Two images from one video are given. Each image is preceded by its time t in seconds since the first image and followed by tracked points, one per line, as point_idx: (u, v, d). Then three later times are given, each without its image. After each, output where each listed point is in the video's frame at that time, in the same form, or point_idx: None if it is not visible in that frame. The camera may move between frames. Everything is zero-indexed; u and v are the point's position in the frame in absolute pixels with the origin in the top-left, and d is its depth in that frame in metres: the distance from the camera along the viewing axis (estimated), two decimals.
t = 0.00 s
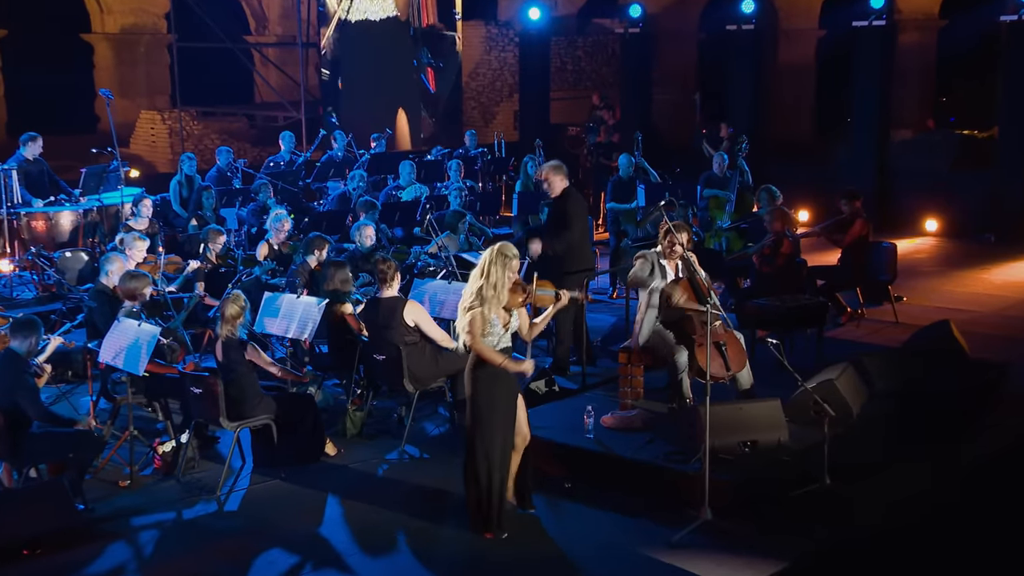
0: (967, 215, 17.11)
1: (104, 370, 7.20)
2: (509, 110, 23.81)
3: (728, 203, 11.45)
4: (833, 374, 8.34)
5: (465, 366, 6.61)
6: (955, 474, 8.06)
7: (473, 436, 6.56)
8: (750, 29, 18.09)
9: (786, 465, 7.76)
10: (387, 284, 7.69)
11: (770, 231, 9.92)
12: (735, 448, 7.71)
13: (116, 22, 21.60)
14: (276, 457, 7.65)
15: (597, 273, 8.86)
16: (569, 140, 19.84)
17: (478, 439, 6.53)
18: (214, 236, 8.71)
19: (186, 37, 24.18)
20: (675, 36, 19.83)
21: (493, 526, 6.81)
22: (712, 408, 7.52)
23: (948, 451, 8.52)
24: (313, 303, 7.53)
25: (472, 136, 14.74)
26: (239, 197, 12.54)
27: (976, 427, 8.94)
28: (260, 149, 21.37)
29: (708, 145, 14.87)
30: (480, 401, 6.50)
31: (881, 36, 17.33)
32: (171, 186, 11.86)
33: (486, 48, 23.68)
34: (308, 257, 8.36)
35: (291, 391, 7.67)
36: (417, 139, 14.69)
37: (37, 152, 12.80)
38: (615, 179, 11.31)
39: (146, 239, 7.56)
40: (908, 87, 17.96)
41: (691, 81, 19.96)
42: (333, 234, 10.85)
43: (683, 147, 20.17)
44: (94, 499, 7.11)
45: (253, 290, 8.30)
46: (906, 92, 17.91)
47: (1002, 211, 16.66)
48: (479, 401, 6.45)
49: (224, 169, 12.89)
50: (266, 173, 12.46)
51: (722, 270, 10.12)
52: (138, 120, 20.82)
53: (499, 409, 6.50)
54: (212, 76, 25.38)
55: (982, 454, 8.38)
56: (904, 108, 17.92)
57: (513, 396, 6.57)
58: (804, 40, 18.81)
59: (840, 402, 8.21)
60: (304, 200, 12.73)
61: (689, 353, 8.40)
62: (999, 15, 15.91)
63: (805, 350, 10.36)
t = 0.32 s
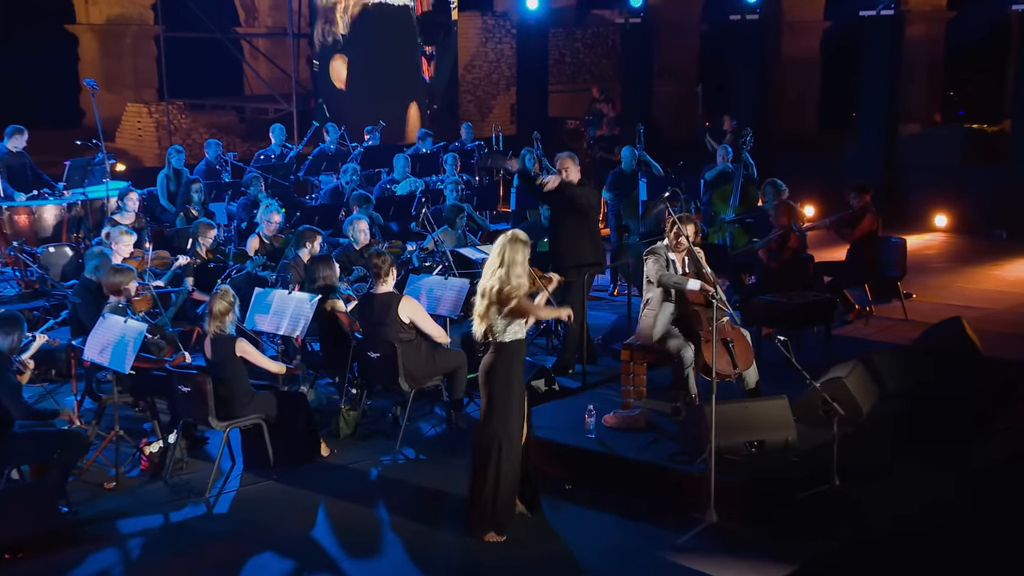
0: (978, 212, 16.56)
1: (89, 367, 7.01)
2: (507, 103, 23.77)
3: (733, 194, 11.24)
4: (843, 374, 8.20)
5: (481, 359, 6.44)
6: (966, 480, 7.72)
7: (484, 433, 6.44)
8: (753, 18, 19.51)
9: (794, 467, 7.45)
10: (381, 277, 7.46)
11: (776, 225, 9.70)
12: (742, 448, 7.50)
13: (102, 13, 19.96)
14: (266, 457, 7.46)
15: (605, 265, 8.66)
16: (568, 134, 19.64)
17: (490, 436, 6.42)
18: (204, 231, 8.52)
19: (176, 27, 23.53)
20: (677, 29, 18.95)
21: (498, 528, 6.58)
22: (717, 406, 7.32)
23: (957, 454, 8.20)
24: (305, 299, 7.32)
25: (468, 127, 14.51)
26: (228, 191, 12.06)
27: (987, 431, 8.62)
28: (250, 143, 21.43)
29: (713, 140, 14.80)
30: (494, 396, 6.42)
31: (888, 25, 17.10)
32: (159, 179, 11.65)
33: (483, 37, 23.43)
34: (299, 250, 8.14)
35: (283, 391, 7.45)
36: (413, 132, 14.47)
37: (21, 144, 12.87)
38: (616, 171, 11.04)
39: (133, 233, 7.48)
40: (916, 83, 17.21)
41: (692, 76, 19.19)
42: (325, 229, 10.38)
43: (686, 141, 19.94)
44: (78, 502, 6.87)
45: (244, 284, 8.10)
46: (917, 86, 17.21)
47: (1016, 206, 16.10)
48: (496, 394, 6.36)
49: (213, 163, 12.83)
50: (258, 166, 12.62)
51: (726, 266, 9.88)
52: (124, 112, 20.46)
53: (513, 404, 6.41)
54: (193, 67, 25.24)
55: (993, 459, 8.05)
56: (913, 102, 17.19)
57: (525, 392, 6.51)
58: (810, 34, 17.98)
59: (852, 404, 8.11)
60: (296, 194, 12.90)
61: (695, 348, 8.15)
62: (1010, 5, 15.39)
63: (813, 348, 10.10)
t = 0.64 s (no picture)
0: (989, 207, 16.04)
1: (74, 366, 6.80)
2: (503, 95, 23.90)
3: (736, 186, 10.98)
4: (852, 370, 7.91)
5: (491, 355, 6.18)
6: (982, 478, 7.56)
7: (495, 429, 6.22)
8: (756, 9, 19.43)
9: (803, 467, 7.23)
10: (377, 273, 7.24)
11: (781, 220, 9.50)
12: (748, 448, 7.24)
13: (86, 6, 20.24)
14: (255, 458, 7.23)
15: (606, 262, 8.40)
16: (567, 128, 19.36)
17: (503, 433, 6.21)
18: (193, 225, 8.28)
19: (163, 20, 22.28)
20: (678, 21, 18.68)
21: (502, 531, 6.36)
22: (724, 406, 7.09)
23: (979, 451, 8.04)
24: (297, 295, 7.11)
25: (466, 121, 14.08)
26: (217, 185, 11.92)
27: (1007, 428, 8.42)
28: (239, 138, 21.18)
29: (714, 134, 14.35)
30: (503, 391, 6.21)
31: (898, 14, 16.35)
32: (146, 173, 11.52)
33: (479, 30, 23.48)
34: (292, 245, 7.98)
35: (275, 390, 7.24)
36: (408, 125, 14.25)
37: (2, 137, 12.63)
38: (616, 165, 10.96)
39: (120, 229, 7.30)
40: (924, 76, 16.92)
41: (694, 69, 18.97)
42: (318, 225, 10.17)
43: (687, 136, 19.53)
44: (62, 505, 6.64)
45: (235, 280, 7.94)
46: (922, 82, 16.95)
47: None
48: (507, 389, 6.16)
49: (201, 156, 12.70)
50: (247, 160, 12.33)
51: (730, 262, 9.64)
52: (110, 105, 20.52)
53: (523, 398, 6.24)
54: (180, 60, 24.29)
55: (1013, 454, 7.88)
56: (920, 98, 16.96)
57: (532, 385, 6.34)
58: (813, 26, 17.96)
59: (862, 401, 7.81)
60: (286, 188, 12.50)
61: (700, 347, 7.89)
62: None
63: (821, 345, 9.85)
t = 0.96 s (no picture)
0: (993, 201, 15.80)
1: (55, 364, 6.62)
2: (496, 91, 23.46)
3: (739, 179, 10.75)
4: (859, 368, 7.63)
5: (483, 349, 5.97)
6: (990, 485, 7.26)
7: (488, 426, 6.02)
8: None
9: (807, 468, 7.01)
10: (370, 267, 7.07)
11: (783, 215, 9.33)
12: (751, 448, 7.01)
13: None
14: (244, 458, 7.03)
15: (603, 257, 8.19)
16: (563, 122, 19.06)
17: (496, 430, 6.00)
18: (179, 220, 8.16)
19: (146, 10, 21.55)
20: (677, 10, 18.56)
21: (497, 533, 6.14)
22: (726, 405, 6.86)
23: (980, 458, 7.68)
24: (286, 290, 6.94)
25: (458, 114, 13.99)
26: (204, 179, 11.55)
27: (1012, 437, 8.06)
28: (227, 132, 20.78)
29: (715, 128, 14.71)
30: (495, 388, 5.99)
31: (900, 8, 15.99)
32: (130, 167, 11.20)
33: (471, 23, 23.20)
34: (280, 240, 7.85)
35: (263, 388, 7.06)
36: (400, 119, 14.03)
37: None
38: (615, 158, 10.99)
39: (103, 222, 7.42)
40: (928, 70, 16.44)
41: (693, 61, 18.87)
42: (309, 220, 9.73)
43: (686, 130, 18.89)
44: (44, 507, 6.43)
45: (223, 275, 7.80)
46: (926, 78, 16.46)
47: None
48: (498, 387, 5.94)
49: (188, 150, 12.43)
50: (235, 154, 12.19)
51: (732, 257, 9.44)
52: (94, 100, 19.63)
53: (516, 396, 6.02)
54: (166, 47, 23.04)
55: (1018, 464, 7.55)
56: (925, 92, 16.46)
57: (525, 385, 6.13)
58: (815, 18, 17.74)
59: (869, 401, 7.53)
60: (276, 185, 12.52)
61: (698, 343, 7.69)
62: None
63: (826, 343, 9.64)
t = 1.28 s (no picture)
0: (997, 196, 15.63)
1: (36, 363, 6.45)
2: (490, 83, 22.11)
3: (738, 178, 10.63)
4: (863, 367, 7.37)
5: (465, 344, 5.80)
6: (998, 486, 7.02)
7: (473, 428, 5.84)
8: None
9: (812, 468, 6.78)
10: (360, 263, 6.89)
11: (784, 210, 9.15)
12: (754, 448, 6.79)
13: None
14: (231, 459, 6.83)
15: (599, 253, 8.05)
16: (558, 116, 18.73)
17: (479, 433, 5.81)
18: (166, 215, 8.06)
19: None
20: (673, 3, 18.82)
21: (499, 533, 5.94)
22: (726, 404, 6.64)
23: (990, 461, 7.44)
24: (275, 286, 6.76)
25: (450, 107, 13.70)
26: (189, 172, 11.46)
27: None
28: (213, 126, 20.45)
29: (712, 121, 14.30)
30: (477, 391, 5.80)
31: None
32: (113, 161, 11.07)
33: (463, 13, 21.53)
34: (269, 235, 7.78)
35: (250, 387, 6.86)
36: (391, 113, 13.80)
37: None
38: (612, 152, 10.79)
39: (86, 217, 7.30)
40: (931, 63, 15.76)
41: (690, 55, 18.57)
42: (298, 215, 9.70)
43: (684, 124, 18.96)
44: (23, 511, 6.23)
45: (211, 270, 7.71)
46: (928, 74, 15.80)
47: None
48: (476, 390, 5.74)
49: (172, 143, 12.12)
50: (220, 148, 11.83)
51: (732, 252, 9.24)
52: (73, 93, 19.24)
53: (500, 400, 5.79)
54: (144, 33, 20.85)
55: None
56: (926, 87, 15.88)
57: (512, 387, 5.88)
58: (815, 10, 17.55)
59: (875, 399, 7.25)
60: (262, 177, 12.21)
61: (697, 340, 7.51)
62: None
63: (830, 341, 9.43)
